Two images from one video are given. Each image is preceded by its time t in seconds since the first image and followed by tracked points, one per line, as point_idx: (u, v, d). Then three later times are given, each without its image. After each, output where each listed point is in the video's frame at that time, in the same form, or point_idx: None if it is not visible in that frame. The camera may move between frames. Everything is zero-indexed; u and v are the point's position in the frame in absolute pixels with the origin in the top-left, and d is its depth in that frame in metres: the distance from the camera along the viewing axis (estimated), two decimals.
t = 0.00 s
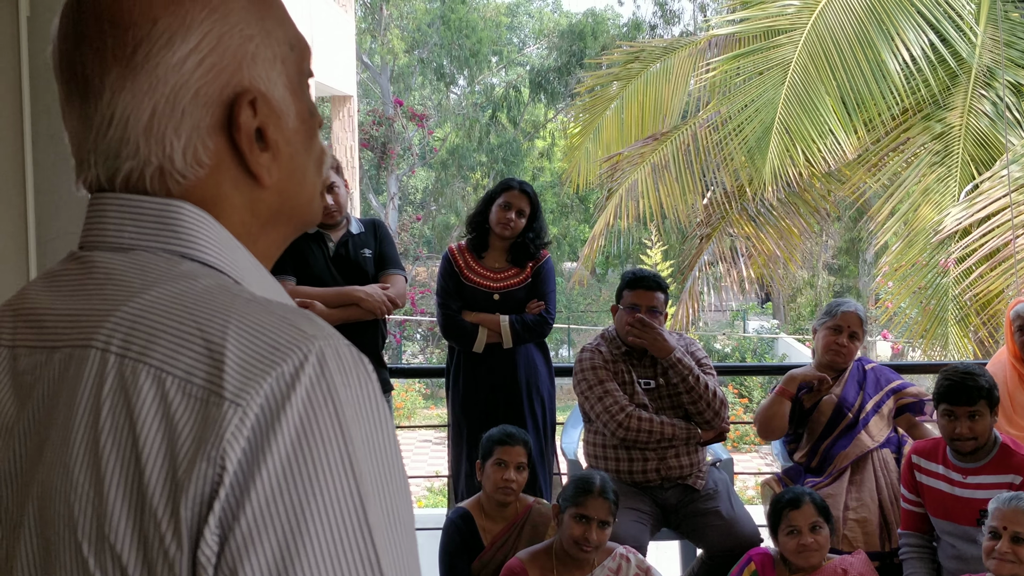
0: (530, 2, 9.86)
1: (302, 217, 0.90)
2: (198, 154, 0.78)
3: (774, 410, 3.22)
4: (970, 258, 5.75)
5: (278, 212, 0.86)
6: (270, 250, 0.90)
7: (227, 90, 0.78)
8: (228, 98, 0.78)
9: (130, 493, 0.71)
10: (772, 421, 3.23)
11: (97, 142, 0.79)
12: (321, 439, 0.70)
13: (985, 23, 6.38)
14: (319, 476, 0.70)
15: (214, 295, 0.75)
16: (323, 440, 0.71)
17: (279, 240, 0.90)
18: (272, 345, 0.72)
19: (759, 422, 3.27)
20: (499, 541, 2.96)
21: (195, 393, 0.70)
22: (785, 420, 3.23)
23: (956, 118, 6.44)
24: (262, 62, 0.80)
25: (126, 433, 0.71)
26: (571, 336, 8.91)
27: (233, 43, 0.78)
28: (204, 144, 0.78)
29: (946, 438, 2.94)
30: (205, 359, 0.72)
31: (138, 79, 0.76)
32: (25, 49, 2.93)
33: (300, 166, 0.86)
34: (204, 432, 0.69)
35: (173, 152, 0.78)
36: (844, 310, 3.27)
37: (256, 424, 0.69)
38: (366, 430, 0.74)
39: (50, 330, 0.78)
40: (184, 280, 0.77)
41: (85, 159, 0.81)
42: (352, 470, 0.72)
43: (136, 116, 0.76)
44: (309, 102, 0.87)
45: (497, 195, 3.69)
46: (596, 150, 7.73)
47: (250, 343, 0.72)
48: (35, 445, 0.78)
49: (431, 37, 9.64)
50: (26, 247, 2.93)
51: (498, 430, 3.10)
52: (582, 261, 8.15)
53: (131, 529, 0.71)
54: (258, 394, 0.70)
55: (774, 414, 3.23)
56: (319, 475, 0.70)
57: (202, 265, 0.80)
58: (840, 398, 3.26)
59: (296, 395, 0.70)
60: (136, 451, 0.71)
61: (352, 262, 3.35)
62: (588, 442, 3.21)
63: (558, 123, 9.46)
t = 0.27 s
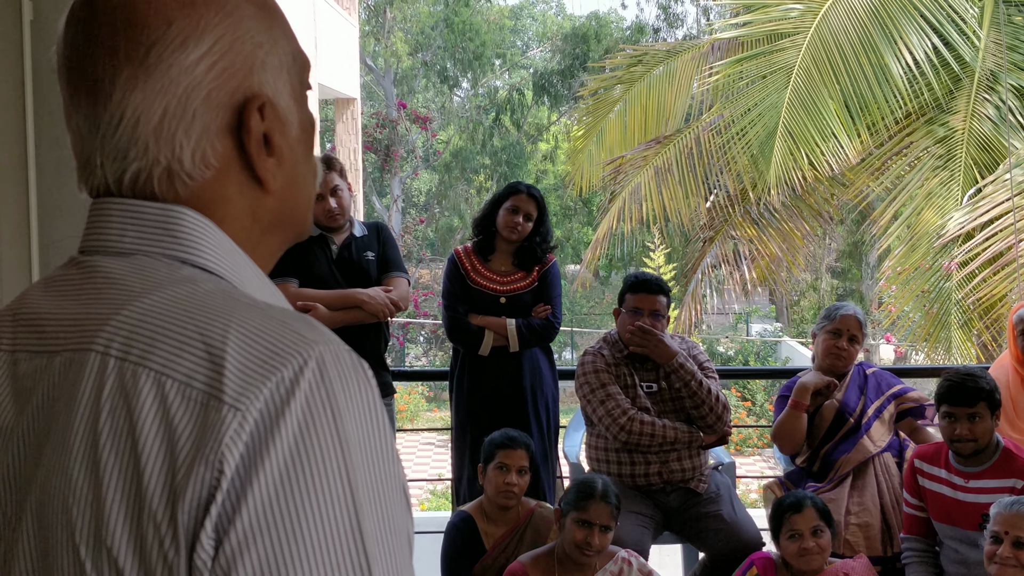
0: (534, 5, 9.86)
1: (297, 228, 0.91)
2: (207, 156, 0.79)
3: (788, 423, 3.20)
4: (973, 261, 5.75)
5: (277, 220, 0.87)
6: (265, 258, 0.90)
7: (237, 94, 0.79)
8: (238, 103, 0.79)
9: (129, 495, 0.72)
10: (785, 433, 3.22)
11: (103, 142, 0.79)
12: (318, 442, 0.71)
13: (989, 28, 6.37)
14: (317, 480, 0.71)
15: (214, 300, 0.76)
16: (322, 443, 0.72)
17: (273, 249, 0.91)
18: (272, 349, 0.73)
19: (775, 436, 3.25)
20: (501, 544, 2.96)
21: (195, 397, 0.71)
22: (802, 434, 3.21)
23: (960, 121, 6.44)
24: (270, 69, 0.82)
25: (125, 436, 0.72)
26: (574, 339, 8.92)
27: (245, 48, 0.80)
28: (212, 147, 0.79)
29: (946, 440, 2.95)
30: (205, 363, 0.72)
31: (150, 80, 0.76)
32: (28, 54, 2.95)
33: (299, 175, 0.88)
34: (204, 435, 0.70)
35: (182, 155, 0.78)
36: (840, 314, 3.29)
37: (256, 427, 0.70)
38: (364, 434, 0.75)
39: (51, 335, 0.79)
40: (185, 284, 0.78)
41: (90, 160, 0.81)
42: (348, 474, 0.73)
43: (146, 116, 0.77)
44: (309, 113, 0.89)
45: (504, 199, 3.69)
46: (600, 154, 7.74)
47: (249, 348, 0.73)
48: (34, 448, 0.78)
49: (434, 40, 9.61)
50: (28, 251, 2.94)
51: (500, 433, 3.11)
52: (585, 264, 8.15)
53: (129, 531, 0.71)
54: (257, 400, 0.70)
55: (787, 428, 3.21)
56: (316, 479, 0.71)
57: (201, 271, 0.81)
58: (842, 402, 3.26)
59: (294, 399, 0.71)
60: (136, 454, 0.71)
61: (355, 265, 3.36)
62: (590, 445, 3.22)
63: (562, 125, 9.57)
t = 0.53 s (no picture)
0: (538, 8, 9.99)
1: (294, 238, 0.91)
2: (219, 158, 0.79)
3: (793, 433, 3.20)
4: (975, 265, 5.76)
5: (276, 230, 0.87)
6: (262, 265, 0.90)
7: (253, 99, 0.80)
8: (253, 108, 0.80)
9: (130, 498, 0.72)
10: (791, 441, 3.21)
11: (115, 140, 0.78)
12: (320, 448, 0.72)
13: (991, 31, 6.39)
14: (317, 484, 0.71)
15: (217, 305, 0.77)
16: (323, 448, 0.72)
17: (270, 258, 0.91)
18: (273, 355, 0.73)
19: (780, 443, 3.24)
20: (503, 548, 2.96)
21: (197, 401, 0.71)
22: (808, 443, 3.21)
23: (961, 125, 6.45)
24: (284, 77, 0.83)
25: (125, 440, 0.72)
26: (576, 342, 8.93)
27: (262, 53, 0.81)
28: (225, 149, 0.79)
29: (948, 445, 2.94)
30: (207, 368, 0.73)
31: (169, 79, 0.76)
32: (30, 56, 2.95)
33: (302, 185, 0.88)
34: (205, 440, 0.70)
35: (196, 156, 0.78)
36: (835, 318, 3.31)
37: (257, 431, 0.70)
38: (364, 439, 0.75)
39: (50, 339, 0.79)
40: (186, 288, 0.78)
41: (98, 155, 0.80)
42: (348, 479, 0.73)
43: (163, 113, 0.76)
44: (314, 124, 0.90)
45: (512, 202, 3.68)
46: (602, 157, 7.73)
47: (251, 353, 0.73)
48: (34, 452, 0.78)
49: (437, 43, 9.65)
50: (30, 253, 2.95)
51: (501, 436, 3.11)
52: (587, 267, 8.15)
53: (129, 534, 0.72)
54: (259, 404, 0.71)
55: (793, 437, 3.21)
56: (317, 483, 0.71)
57: (200, 276, 0.81)
58: (843, 406, 3.26)
59: (296, 404, 0.71)
60: (137, 457, 0.72)
61: (358, 269, 3.37)
62: (592, 449, 3.21)
63: (565, 129, 9.49)
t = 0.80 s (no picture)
0: (540, 10, 9.86)
1: (286, 236, 0.91)
2: (221, 157, 0.79)
3: (795, 436, 3.19)
4: (978, 266, 5.76)
5: (272, 229, 0.88)
6: (255, 264, 0.90)
7: (252, 97, 0.80)
8: (253, 105, 0.80)
9: (142, 502, 0.72)
10: (793, 445, 3.20)
11: (114, 142, 0.78)
12: (334, 449, 0.72)
13: (994, 32, 6.40)
14: (333, 485, 0.71)
15: (221, 307, 0.76)
16: (336, 450, 0.72)
17: (264, 256, 0.91)
18: (286, 357, 0.73)
19: (782, 447, 3.24)
20: (505, 549, 2.96)
21: (208, 404, 0.71)
22: (810, 446, 3.20)
23: (964, 126, 6.45)
24: (278, 75, 0.83)
25: (137, 443, 0.72)
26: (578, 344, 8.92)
27: (259, 52, 0.81)
28: (227, 147, 0.79)
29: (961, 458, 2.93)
30: (218, 370, 0.72)
31: (170, 78, 0.76)
32: (32, 56, 2.96)
33: (296, 183, 0.88)
34: (219, 442, 0.70)
35: (198, 154, 0.78)
36: (830, 321, 3.31)
37: (272, 435, 0.70)
38: (376, 440, 0.75)
39: (49, 343, 0.79)
40: (189, 290, 0.78)
41: (95, 158, 0.80)
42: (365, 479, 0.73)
43: (165, 114, 0.76)
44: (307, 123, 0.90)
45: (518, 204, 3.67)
46: (604, 159, 7.73)
47: (262, 355, 0.73)
48: (38, 459, 0.78)
49: (439, 45, 9.67)
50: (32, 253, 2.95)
51: (503, 437, 3.11)
52: (590, 269, 8.15)
53: (142, 538, 0.71)
54: (273, 406, 0.71)
55: (795, 440, 3.20)
56: (333, 485, 0.71)
57: (199, 276, 0.81)
58: (843, 407, 3.25)
59: (308, 407, 0.71)
60: (149, 461, 0.71)
61: (360, 271, 3.37)
62: (593, 450, 3.21)
63: (567, 131, 9.48)
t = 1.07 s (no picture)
0: (541, 9, 9.92)
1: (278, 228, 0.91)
2: (212, 147, 0.79)
3: (795, 435, 3.20)
4: (980, 266, 5.76)
5: (263, 221, 0.87)
6: (248, 255, 0.90)
7: (243, 86, 0.80)
8: (244, 94, 0.80)
9: (139, 496, 0.71)
10: (794, 444, 3.20)
11: (104, 133, 0.77)
12: (336, 439, 0.71)
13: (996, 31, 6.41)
14: (336, 478, 0.71)
15: (217, 297, 0.76)
16: (337, 441, 0.71)
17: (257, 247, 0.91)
18: (285, 349, 0.73)
19: (782, 446, 3.24)
20: (506, 548, 2.95)
21: (206, 396, 0.71)
22: (810, 445, 3.20)
23: (966, 125, 6.44)
24: (269, 63, 0.83)
25: (133, 435, 0.71)
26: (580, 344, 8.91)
27: (249, 40, 0.81)
28: (218, 138, 0.79)
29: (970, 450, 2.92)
30: (214, 362, 0.72)
31: (160, 68, 0.76)
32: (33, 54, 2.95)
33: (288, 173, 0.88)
34: (218, 434, 0.69)
35: (189, 145, 0.78)
36: (828, 321, 3.30)
37: (273, 427, 0.70)
38: (383, 431, 0.75)
39: (39, 333, 0.78)
40: (184, 281, 0.78)
41: (84, 149, 0.79)
42: (371, 470, 0.73)
43: (154, 104, 0.76)
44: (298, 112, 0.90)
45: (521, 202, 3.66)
46: (606, 159, 7.73)
47: (260, 346, 0.73)
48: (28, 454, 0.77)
49: (441, 45, 9.68)
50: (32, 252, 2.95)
51: (505, 436, 3.10)
52: (592, 269, 8.15)
53: (140, 533, 0.71)
54: (273, 396, 0.70)
55: (795, 439, 3.21)
56: (337, 477, 0.71)
57: (192, 267, 0.81)
58: (844, 406, 3.24)
59: (309, 399, 0.71)
60: (146, 454, 0.71)
61: (361, 269, 3.37)
62: (595, 449, 3.21)
63: (569, 131, 9.50)
